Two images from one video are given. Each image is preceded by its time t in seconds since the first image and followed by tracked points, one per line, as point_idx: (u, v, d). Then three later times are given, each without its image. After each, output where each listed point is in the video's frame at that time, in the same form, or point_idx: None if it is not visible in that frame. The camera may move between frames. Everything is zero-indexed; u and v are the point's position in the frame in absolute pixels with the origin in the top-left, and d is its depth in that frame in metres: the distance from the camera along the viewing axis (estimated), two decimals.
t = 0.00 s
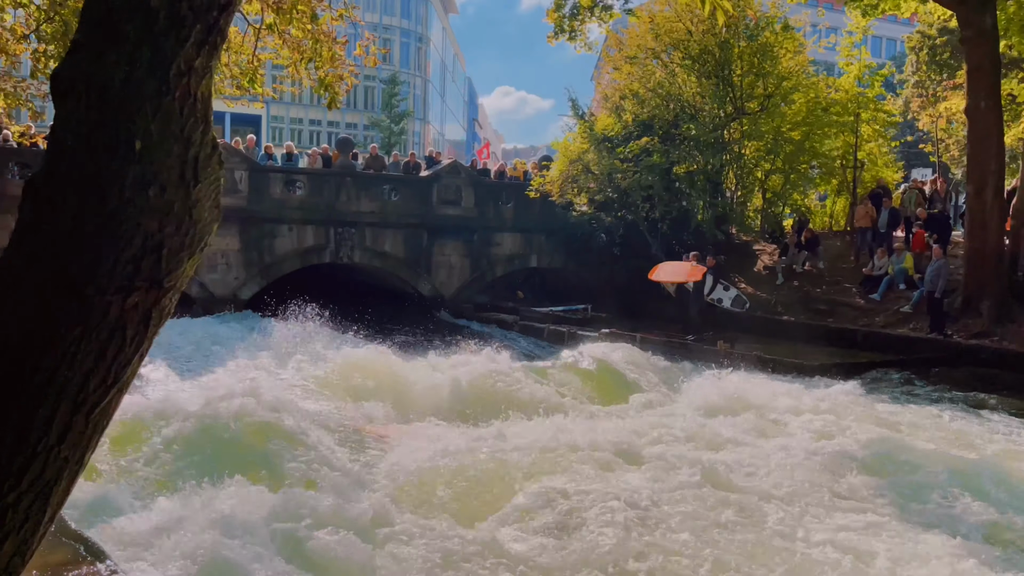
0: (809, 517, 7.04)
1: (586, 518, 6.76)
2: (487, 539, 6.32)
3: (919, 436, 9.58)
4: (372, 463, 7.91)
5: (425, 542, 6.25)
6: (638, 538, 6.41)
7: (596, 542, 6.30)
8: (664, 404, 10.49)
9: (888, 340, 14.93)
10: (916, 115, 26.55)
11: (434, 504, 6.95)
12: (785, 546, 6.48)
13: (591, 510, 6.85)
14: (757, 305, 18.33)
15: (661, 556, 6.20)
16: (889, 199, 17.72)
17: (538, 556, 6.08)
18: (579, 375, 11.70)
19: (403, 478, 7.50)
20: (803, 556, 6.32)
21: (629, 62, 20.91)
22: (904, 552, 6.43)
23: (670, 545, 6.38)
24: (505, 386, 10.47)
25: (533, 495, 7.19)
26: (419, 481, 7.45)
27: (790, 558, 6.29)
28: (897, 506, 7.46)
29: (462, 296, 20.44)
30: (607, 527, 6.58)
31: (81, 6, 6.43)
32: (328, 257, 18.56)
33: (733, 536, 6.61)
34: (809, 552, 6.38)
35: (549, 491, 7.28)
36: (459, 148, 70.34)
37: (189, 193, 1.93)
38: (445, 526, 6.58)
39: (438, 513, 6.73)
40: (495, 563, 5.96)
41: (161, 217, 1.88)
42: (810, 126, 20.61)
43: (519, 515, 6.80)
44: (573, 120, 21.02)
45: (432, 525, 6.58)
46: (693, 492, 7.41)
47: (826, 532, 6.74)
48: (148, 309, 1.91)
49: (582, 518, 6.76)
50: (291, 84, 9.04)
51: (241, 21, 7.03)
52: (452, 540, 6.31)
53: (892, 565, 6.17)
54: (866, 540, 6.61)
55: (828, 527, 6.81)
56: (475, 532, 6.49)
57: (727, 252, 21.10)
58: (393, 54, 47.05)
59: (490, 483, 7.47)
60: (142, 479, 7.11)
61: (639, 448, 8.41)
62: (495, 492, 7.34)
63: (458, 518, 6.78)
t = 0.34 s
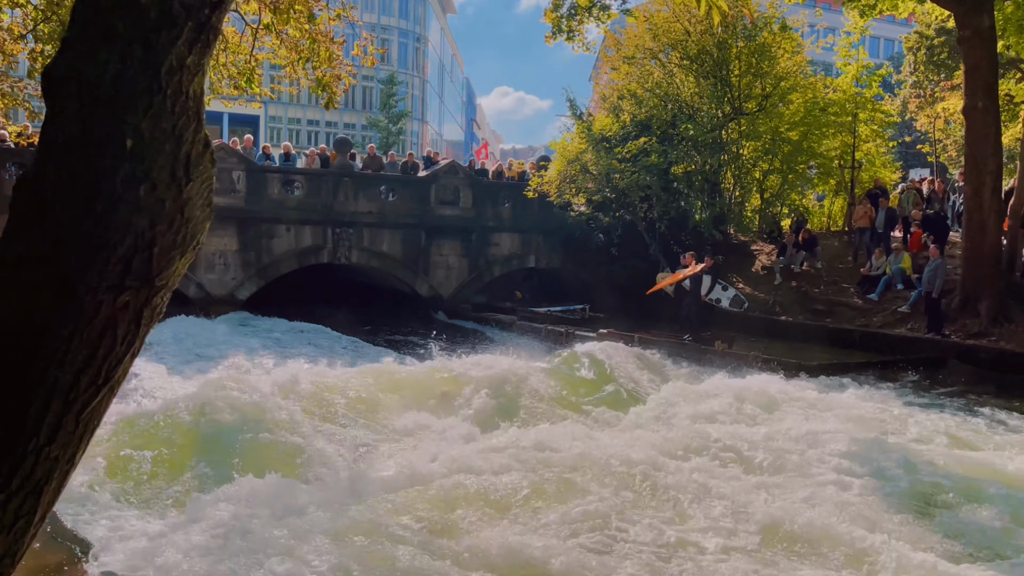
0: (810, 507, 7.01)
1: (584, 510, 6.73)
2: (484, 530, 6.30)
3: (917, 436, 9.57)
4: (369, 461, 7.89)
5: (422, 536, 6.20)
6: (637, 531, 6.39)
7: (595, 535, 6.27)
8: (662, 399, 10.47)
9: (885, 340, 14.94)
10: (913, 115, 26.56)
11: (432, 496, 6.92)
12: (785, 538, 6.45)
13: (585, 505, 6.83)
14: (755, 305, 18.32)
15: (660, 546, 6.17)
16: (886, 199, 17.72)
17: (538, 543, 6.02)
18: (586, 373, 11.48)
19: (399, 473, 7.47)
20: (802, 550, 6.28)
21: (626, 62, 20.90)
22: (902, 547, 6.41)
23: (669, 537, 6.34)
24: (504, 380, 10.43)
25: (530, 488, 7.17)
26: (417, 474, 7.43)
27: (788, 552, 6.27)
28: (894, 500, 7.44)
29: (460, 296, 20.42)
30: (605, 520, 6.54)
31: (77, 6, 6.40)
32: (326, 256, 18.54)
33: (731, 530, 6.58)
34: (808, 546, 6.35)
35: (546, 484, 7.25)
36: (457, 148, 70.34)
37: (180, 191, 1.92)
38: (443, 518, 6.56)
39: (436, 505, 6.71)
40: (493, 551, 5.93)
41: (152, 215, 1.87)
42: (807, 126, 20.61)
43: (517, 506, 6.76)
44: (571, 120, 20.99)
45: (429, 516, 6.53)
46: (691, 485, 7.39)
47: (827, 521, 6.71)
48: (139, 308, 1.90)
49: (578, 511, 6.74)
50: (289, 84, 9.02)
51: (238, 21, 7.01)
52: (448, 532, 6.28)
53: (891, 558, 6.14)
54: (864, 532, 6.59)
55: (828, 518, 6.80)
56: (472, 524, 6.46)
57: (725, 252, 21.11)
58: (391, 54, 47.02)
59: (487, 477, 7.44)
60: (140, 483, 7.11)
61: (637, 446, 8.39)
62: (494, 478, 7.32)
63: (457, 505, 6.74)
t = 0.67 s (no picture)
0: (809, 499, 6.97)
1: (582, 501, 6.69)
2: (479, 524, 6.25)
3: (915, 432, 9.55)
4: (364, 457, 7.86)
5: (420, 526, 6.16)
6: (634, 523, 6.35)
7: (592, 527, 6.22)
8: (658, 396, 10.44)
9: (881, 338, 14.92)
10: (911, 113, 26.56)
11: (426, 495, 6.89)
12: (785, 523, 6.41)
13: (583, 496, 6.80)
14: (752, 303, 18.31)
15: (658, 542, 6.12)
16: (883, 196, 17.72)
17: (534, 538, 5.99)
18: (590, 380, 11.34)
19: (394, 475, 7.44)
20: (804, 532, 6.24)
21: (624, 60, 20.86)
22: (904, 532, 6.36)
23: (669, 527, 6.29)
24: (499, 378, 10.40)
25: (525, 480, 7.13)
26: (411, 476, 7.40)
27: (788, 531, 6.23)
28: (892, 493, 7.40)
29: (457, 294, 20.39)
30: (602, 511, 6.50)
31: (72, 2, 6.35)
32: (323, 254, 18.50)
33: (732, 516, 6.54)
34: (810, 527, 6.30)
35: (545, 478, 7.23)
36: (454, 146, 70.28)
37: (165, 182, 1.90)
38: (440, 508, 6.52)
39: (431, 503, 6.68)
40: (491, 541, 5.89)
41: (136, 206, 1.86)
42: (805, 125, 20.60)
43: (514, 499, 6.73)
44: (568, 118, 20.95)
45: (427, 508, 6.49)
46: (687, 479, 7.36)
47: (827, 513, 6.67)
48: (123, 300, 1.89)
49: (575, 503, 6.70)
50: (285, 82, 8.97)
51: (234, 18, 6.97)
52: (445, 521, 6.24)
53: (892, 545, 6.09)
54: (863, 522, 6.55)
55: (827, 510, 6.75)
56: (471, 512, 6.42)
57: (722, 251, 21.09)
58: (388, 52, 46.93)
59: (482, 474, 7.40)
60: (135, 483, 7.07)
61: (633, 444, 8.36)
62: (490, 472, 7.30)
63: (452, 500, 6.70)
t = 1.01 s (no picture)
0: (806, 497, 6.94)
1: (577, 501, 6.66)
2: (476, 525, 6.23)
3: (915, 426, 9.53)
4: (361, 451, 7.82)
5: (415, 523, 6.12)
6: (633, 521, 6.34)
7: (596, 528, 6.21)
8: (656, 392, 10.41)
9: (880, 333, 14.90)
10: (910, 108, 26.50)
11: (424, 487, 6.84)
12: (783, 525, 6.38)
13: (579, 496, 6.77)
14: (750, 297, 18.30)
15: (656, 543, 6.12)
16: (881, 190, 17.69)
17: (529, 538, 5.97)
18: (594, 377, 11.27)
19: (391, 466, 7.39)
20: (801, 535, 6.21)
21: (622, 54, 20.81)
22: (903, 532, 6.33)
23: (665, 530, 6.27)
24: (498, 375, 10.37)
25: (523, 475, 7.12)
26: (408, 469, 7.35)
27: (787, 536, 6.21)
28: (892, 493, 7.37)
29: (455, 289, 20.36)
30: (599, 512, 6.47)
31: None
32: (321, 249, 18.44)
33: (729, 517, 6.52)
34: (807, 532, 6.27)
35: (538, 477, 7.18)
36: (452, 140, 70.16)
37: (151, 167, 1.87)
38: (439, 502, 6.49)
39: (429, 494, 6.63)
40: (484, 543, 5.86)
41: (121, 190, 1.83)
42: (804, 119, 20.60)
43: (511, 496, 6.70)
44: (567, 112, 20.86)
45: (422, 504, 6.44)
46: (685, 476, 7.33)
47: (826, 511, 6.63)
48: (109, 286, 1.86)
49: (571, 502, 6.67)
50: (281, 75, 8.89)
51: (229, 12, 6.90)
52: (441, 518, 6.20)
53: (892, 547, 6.06)
54: (862, 518, 6.52)
55: (825, 508, 6.72)
56: (466, 511, 6.39)
57: (721, 245, 21.08)
58: (386, 46, 46.78)
59: (479, 472, 7.37)
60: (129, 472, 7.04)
61: (631, 439, 8.33)
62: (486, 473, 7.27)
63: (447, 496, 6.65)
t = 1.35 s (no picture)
0: (806, 489, 6.93)
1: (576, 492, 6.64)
2: (475, 511, 6.23)
3: (911, 415, 9.56)
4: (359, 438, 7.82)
5: (416, 514, 6.09)
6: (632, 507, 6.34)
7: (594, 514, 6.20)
8: (654, 382, 10.41)
9: (876, 323, 14.90)
10: (908, 97, 26.44)
11: (423, 474, 6.82)
12: (784, 515, 6.36)
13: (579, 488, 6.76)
14: (748, 287, 18.30)
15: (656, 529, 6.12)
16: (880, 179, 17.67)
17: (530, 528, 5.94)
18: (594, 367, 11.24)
19: (390, 456, 7.36)
20: (802, 526, 6.18)
21: (620, 43, 20.72)
22: (905, 521, 6.30)
23: (669, 513, 6.23)
24: (495, 364, 10.34)
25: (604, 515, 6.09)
26: (406, 458, 7.32)
27: (787, 524, 6.18)
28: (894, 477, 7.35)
29: (453, 279, 20.35)
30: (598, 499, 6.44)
31: None
32: (318, 238, 18.40)
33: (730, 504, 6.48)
34: (806, 522, 6.25)
35: (538, 470, 7.16)
36: (450, 130, 70.01)
37: (147, 151, 1.85)
38: (437, 492, 6.48)
39: (428, 483, 6.64)
40: (482, 532, 5.83)
41: (117, 174, 1.81)
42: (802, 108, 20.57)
43: (511, 487, 6.68)
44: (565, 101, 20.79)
45: (424, 495, 6.42)
46: (684, 467, 7.32)
47: (827, 503, 6.61)
48: (105, 272, 1.85)
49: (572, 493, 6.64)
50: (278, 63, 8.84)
51: None
52: (441, 508, 6.19)
53: (893, 534, 6.03)
54: (862, 509, 6.50)
55: (826, 501, 6.69)
56: (466, 500, 6.36)
57: (718, 235, 21.07)
58: (383, 35, 46.60)
59: (480, 461, 7.34)
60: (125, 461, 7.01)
61: (629, 426, 8.32)
62: (484, 464, 7.24)
63: (445, 486, 6.63)
